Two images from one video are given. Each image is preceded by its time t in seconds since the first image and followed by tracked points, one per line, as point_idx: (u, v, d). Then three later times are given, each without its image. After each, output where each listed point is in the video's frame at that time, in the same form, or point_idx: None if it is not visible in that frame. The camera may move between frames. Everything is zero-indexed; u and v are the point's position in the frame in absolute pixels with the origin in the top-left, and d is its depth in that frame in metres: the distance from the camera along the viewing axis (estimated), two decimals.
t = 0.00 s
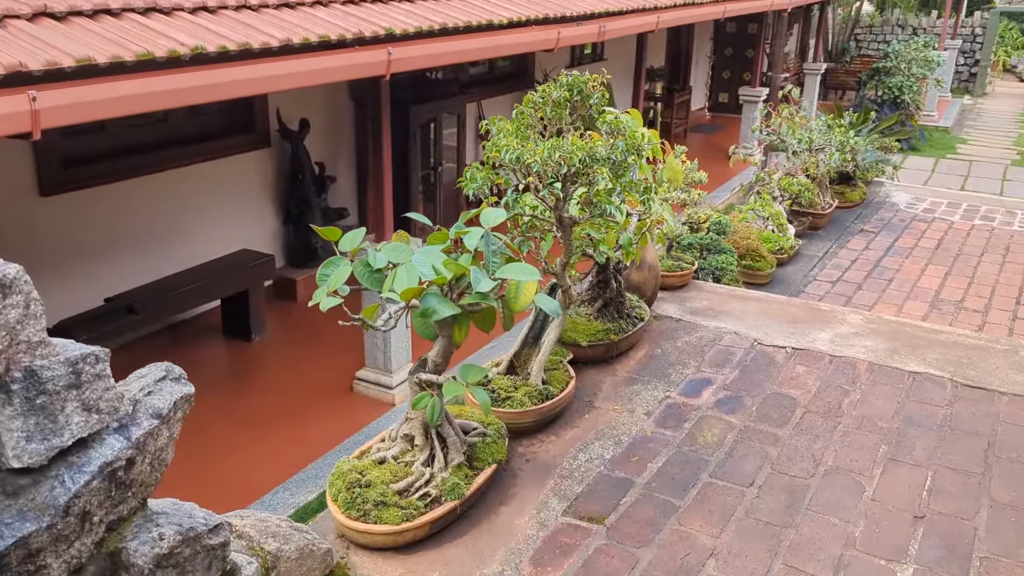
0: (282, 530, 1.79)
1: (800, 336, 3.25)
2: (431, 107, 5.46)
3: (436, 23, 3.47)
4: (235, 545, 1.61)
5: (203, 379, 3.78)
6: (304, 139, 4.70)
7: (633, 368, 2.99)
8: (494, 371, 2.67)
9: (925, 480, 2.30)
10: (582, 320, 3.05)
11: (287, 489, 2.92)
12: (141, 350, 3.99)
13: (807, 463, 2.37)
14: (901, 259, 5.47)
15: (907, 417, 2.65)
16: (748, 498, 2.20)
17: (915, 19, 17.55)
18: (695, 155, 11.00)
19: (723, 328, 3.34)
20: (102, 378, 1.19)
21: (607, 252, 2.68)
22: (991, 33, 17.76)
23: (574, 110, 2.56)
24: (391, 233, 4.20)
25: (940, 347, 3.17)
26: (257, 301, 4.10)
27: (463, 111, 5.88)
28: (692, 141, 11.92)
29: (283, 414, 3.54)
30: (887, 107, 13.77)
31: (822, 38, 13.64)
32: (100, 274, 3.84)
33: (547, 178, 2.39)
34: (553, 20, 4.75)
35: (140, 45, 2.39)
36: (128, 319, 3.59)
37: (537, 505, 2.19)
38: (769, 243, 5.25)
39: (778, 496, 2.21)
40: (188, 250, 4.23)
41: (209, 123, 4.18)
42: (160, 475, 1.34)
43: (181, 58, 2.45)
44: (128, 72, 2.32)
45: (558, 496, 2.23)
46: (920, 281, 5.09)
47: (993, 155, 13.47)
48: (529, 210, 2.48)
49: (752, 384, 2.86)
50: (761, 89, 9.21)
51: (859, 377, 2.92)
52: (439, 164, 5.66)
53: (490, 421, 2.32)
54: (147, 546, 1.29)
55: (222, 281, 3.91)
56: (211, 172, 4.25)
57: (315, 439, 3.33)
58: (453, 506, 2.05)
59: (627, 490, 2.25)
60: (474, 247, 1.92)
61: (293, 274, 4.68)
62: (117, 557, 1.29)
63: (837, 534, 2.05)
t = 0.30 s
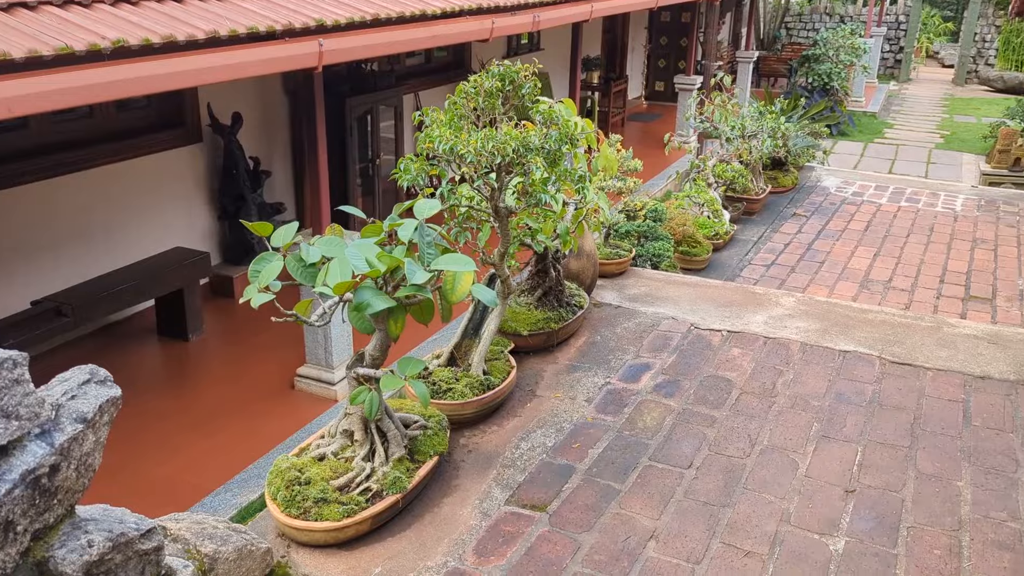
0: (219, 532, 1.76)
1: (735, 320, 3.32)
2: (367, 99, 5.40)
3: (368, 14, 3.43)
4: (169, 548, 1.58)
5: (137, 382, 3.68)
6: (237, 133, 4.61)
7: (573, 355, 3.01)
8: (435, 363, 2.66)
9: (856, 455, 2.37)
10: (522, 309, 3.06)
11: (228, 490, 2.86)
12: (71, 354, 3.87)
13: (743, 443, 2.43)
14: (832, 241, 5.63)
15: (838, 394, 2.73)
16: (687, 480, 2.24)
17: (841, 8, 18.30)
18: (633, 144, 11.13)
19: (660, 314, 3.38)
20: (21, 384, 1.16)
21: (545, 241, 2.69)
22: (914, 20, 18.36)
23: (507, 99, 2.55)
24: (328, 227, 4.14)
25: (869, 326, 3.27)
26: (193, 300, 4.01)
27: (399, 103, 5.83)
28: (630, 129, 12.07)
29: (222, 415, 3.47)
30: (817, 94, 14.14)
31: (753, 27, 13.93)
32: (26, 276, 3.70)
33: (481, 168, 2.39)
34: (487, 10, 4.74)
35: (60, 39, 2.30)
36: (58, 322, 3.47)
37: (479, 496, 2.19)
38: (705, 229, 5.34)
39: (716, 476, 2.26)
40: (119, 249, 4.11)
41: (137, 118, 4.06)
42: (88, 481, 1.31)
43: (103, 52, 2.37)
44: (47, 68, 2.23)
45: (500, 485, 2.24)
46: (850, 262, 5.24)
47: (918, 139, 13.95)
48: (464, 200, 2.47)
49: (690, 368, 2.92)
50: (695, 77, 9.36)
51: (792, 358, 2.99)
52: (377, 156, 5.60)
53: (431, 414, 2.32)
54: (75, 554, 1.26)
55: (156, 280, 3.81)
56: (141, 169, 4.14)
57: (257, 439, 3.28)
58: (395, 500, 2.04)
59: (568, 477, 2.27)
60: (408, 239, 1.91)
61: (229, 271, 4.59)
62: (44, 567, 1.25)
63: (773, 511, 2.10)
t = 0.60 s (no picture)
0: (156, 543, 1.71)
1: (676, 311, 3.37)
2: (305, 98, 5.32)
3: (303, 12, 3.38)
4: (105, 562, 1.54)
5: (71, 393, 3.57)
6: (170, 134, 4.50)
7: (518, 352, 3.02)
8: (377, 364, 2.64)
9: (794, 441, 2.42)
10: (465, 307, 3.05)
11: (168, 500, 2.80)
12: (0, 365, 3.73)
13: (686, 432, 2.46)
14: (769, 232, 5.75)
15: (777, 381, 2.79)
16: (631, 471, 2.27)
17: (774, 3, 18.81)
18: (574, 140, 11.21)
19: (603, 307, 3.41)
20: None
21: (486, 239, 2.69)
22: (843, 14, 18.87)
23: (442, 96, 2.54)
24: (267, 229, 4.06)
25: (805, 314, 3.35)
26: (128, 306, 3.91)
27: (338, 101, 5.76)
28: (571, 125, 12.15)
29: (162, 423, 3.39)
30: (753, 88, 14.44)
31: (689, 23, 14.17)
32: None
33: (418, 166, 2.37)
34: (423, 7, 4.72)
35: None
36: None
37: (425, 495, 2.18)
38: (646, 223, 5.40)
39: (659, 467, 2.29)
40: (50, 256, 3.98)
41: (64, 121, 3.94)
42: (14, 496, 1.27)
43: (25, 52, 2.29)
44: None
45: (446, 484, 2.23)
46: (787, 252, 5.36)
47: (849, 131, 14.34)
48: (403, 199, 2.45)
49: (632, 360, 2.95)
50: (633, 73, 9.46)
51: (731, 347, 3.05)
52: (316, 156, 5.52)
53: (374, 415, 2.30)
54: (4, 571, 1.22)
55: (89, 287, 3.70)
56: (71, 173, 4.01)
57: (200, 447, 3.21)
58: (339, 503, 2.02)
59: (514, 473, 2.27)
60: (345, 239, 1.89)
61: (166, 276, 4.49)
62: None
63: (715, 499, 2.14)
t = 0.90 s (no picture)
0: (92, 565, 1.66)
1: (619, 311, 3.40)
2: (241, 103, 5.22)
3: (235, 16, 3.33)
4: None
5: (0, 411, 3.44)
6: (99, 142, 4.37)
7: (462, 356, 3.01)
8: (320, 373, 2.60)
9: (736, 435, 2.47)
10: (409, 312, 3.03)
11: (108, 519, 2.71)
12: None
13: (631, 431, 2.49)
14: (708, 230, 5.85)
15: (718, 377, 2.84)
16: (577, 472, 2.28)
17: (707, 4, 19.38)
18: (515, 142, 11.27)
19: (547, 309, 3.43)
20: None
21: (427, 243, 2.67)
22: (774, 15, 19.35)
23: (379, 102, 2.52)
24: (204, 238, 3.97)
25: (744, 310, 3.41)
26: (59, 320, 3.78)
27: (275, 106, 5.67)
28: (511, 127, 12.19)
29: (100, 439, 3.29)
30: (689, 88, 14.70)
31: (626, 24, 14.36)
32: None
33: (356, 172, 2.35)
34: (359, 10, 4.69)
35: None
36: None
37: (371, 504, 2.16)
38: (587, 224, 5.44)
39: (605, 466, 2.31)
40: None
41: None
42: None
43: None
44: None
45: (393, 492, 2.21)
46: (725, 250, 5.46)
47: (783, 129, 14.70)
48: (343, 204, 2.42)
49: (576, 360, 2.96)
50: (571, 74, 9.53)
51: (673, 344, 3.09)
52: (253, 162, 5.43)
53: (317, 425, 2.26)
54: None
55: (18, 300, 3.57)
56: None
57: (140, 462, 3.12)
58: (283, 516, 1.98)
59: (461, 478, 2.26)
60: (283, 247, 1.86)
61: (99, 288, 4.36)
62: None
63: (660, 496, 2.16)
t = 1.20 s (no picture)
0: None
1: (558, 320, 3.41)
2: (169, 117, 5.09)
3: (159, 29, 3.26)
4: None
5: None
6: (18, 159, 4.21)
7: (402, 371, 2.98)
8: (255, 394, 2.54)
9: (676, 441, 2.49)
10: (345, 328, 2.99)
11: (34, 551, 2.60)
12: None
13: (572, 441, 2.49)
14: (644, 236, 5.93)
15: (657, 384, 2.86)
16: (520, 484, 2.27)
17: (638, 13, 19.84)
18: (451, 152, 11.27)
19: (486, 320, 3.42)
20: None
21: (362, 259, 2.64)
22: (701, 24, 19.79)
23: (309, 116, 2.48)
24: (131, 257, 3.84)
25: (680, 316, 3.46)
26: None
27: (204, 119, 5.55)
28: (447, 137, 12.19)
29: (25, 470, 3.15)
30: (622, 96, 14.93)
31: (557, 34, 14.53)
32: None
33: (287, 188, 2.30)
34: (288, 22, 4.63)
35: None
36: None
37: (311, 527, 2.12)
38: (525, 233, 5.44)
39: (547, 477, 2.31)
40: None
41: None
42: None
43: None
44: None
45: (333, 513, 2.17)
46: (661, 256, 5.54)
47: (714, 135, 15.01)
48: (275, 222, 2.38)
49: (517, 372, 2.96)
50: (505, 84, 9.56)
51: (612, 352, 3.11)
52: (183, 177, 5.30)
53: (252, 448, 2.21)
54: None
55: None
56: None
57: (68, 492, 3.01)
58: (218, 543, 1.93)
59: (403, 495, 2.23)
60: (211, 267, 1.81)
61: (20, 311, 4.19)
62: None
63: (602, 505, 2.17)
